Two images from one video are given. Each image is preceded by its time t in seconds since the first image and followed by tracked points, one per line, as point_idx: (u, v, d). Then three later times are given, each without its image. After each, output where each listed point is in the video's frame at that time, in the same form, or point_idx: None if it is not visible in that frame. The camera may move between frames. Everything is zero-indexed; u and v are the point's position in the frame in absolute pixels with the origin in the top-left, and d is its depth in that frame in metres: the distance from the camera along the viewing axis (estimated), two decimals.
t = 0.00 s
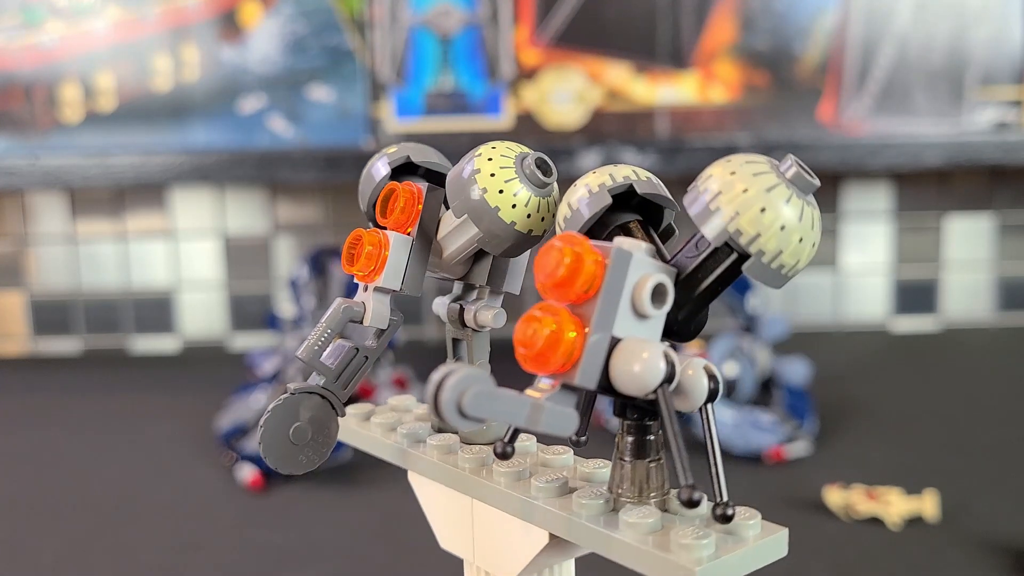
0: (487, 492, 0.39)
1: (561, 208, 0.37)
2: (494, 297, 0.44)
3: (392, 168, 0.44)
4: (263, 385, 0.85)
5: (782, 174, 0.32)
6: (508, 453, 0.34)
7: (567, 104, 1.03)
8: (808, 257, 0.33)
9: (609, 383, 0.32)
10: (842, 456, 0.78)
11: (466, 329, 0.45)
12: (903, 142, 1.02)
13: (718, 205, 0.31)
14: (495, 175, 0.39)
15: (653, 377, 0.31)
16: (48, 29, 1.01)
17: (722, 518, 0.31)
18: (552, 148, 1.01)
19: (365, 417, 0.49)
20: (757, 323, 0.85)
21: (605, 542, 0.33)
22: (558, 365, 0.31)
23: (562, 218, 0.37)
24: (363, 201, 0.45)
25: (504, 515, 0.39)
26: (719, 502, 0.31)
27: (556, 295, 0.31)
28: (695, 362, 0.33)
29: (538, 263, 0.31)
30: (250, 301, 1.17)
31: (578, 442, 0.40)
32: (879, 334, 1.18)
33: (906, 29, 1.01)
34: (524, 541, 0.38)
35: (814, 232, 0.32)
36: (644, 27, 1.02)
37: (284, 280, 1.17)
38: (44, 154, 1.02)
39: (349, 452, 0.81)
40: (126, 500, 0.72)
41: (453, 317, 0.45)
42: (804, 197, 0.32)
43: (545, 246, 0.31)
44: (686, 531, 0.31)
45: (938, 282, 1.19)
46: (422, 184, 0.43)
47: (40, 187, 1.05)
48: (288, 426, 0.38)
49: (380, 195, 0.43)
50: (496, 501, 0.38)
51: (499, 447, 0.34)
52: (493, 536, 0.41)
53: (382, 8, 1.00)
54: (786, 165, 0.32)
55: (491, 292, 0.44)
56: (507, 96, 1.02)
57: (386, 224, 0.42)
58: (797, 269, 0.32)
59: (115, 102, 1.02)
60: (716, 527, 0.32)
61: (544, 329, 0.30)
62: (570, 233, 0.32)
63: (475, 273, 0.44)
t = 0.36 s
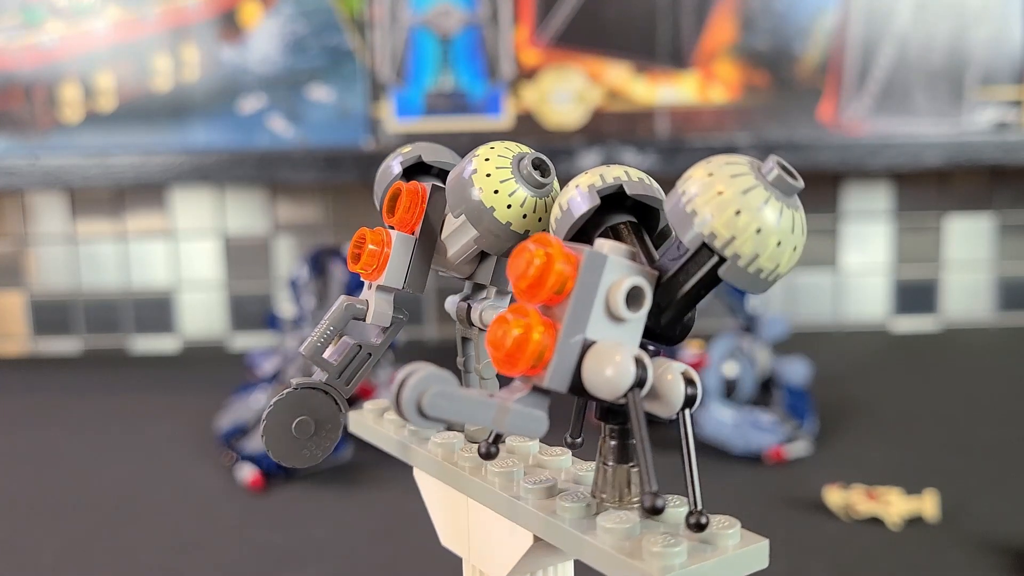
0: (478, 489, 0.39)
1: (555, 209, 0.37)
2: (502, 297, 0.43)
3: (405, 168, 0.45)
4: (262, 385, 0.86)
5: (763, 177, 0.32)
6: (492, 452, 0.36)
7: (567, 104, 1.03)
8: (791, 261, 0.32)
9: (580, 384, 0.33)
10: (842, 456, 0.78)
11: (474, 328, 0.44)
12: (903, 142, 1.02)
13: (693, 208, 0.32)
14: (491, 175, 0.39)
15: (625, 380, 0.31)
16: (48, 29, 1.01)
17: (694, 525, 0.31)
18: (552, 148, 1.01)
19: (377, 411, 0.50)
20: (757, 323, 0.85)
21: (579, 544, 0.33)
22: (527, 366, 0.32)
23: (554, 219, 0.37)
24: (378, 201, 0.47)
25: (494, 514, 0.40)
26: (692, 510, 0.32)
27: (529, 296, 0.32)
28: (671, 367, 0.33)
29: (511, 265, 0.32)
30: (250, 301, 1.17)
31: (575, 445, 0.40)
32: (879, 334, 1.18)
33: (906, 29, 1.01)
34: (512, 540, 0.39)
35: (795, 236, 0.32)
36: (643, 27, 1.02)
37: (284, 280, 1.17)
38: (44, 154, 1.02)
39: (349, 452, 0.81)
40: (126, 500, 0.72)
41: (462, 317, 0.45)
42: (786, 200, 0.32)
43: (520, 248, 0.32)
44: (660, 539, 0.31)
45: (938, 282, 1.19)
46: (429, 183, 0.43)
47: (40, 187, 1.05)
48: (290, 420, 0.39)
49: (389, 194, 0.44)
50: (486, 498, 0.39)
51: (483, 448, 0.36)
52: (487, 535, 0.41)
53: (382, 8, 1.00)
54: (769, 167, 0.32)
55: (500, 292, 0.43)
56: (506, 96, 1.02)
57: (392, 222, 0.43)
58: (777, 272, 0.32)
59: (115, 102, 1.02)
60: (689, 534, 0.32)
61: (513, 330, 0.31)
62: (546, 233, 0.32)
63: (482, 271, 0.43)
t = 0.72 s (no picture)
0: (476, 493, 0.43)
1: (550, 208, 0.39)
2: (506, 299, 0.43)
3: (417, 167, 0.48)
4: (260, 385, 0.85)
5: (747, 181, 0.32)
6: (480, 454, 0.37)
7: (568, 102, 1.02)
8: (775, 264, 0.32)
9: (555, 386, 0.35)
10: (844, 458, 0.78)
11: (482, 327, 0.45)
12: (907, 141, 1.01)
13: (675, 209, 0.32)
14: (491, 174, 0.40)
15: (599, 385, 0.33)
16: (45, 27, 1.00)
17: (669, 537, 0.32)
18: (553, 147, 1.01)
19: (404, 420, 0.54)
20: (761, 324, 0.84)
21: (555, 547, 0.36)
22: (499, 366, 0.34)
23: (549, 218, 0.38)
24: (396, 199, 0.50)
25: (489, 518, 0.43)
26: (669, 521, 0.33)
27: (503, 298, 0.34)
28: (653, 373, 0.35)
29: (489, 269, 0.34)
30: (248, 301, 1.17)
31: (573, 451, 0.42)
32: (882, 334, 1.17)
33: (910, 27, 1.00)
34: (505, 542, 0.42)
35: (778, 240, 0.32)
36: (646, 25, 1.01)
37: (282, 280, 1.17)
38: (40, 153, 1.02)
39: (349, 454, 0.80)
40: (126, 500, 0.72)
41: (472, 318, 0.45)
42: (770, 203, 0.32)
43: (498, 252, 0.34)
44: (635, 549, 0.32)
45: (942, 282, 1.17)
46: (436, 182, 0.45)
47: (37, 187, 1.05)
48: (295, 412, 0.39)
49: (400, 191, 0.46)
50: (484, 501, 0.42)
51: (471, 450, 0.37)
52: (483, 536, 0.44)
53: (382, 6, 0.99)
54: (754, 171, 0.32)
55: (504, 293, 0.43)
56: (506, 95, 1.01)
57: (398, 218, 0.45)
58: (760, 276, 0.32)
59: (112, 101, 1.01)
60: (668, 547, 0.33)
61: (485, 331, 0.34)
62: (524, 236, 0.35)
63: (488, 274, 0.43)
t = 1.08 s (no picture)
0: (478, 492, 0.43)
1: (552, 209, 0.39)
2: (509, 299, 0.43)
3: (436, 163, 0.48)
4: (260, 386, 0.85)
5: (736, 183, 0.32)
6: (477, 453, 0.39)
7: (568, 102, 1.02)
8: (763, 268, 0.32)
9: (542, 385, 0.35)
10: (843, 458, 0.78)
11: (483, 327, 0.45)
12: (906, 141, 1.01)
13: (662, 210, 0.33)
14: (497, 173, 0.41)
15: (584, 386, 0.33)
16: (44, 27, 1.00)
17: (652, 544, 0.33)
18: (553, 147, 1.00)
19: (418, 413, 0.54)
20: (761, 324, 0.84)
21: (543, 547, 0.36)
22: (482, 365, 0.34)
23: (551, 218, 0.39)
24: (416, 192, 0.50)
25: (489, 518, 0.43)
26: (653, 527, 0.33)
27: (490, 297, 0.34)
28: (642, 377, 0.35)
29: (475, 268, 0.35)
30: (247, 301, 1.17)
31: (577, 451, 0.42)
32: (882, 334, 1.17)
33: (910, 27, 1.00)
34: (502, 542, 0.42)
35: (767, 243, 0.32)
36: (645, 25, 1.01)
37: (281, 280, 1.17)
38: (40, 153, 1.02)
39: (349, 455, 0.80)
40: (125, 500, 0.72)
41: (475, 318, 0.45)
42: (758, 205, 0.32)
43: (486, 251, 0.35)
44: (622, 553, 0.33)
45: (941, 282, 1.18)
46: (449, 180, 0.46)
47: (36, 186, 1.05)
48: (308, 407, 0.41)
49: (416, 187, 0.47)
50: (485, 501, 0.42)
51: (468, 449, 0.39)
52: (483, 534, 0.45)
53: (382, 6, 0.99)
54: (743, 173, 0.32)
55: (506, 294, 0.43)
56: (506, 95, 1.01)
57: (411, 216, 0.46)
58: (747, 281, 0.32)
59: (112, 101, 1.01)
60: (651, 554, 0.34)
61: (470, 330, 0.34)
62: (513, 235, 0.35)
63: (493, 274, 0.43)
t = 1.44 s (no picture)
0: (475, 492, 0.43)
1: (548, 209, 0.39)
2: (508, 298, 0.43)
3: (433, 163, 0.49)
4: (260, 385, 0.85)
5: (731, 182, 0.32)
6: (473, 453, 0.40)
7: (568, 102, 1.02)
8: (759, 267, 0.32)
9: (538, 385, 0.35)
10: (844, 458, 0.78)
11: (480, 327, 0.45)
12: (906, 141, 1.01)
13: (657, 209, 0.33)
14: (493, 173, 0.41)
15: (580, 385, 0.33)
16: (44, 28, 1.00)
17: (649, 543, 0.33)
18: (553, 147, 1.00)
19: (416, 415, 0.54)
20: (760, 324, 0.84)
21: (541, 547, 0.36)
22: (479, 364, 0.35)
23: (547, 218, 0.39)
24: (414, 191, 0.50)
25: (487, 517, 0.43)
26: (649, 527, 0.33)
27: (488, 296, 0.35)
28: (639, 376, 0.35)
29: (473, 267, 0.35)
30: (247, 301, 1.17)
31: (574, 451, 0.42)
32: (883, 334, 1.17)
33: (910, 27, 1.00)
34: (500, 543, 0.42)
35: (762, 242, 0.32)
36: (645, 25, 1.01)
37: (281, 280, 1.17)
38: (40, 153, 1.02)
39: (349, 455, 0.80)
40: (126, 500, 0.72)
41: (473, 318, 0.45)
42: (753, 204, 0.32)
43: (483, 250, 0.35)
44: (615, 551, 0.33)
45: (941, 282, 1.17)
46: (447, 180, 0.45)
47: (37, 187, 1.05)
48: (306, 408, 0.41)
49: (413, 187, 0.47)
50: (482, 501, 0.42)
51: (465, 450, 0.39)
52: (481, 534, 0.45)
53: (382, 6, 0.99)
54: (738, 172, 0.32)
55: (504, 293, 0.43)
56: (506, 95, 1.01)
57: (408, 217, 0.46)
58: (743, 279, 0.32)
59: (112, 102, 1.02)
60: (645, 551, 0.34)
61: (466, 330, 0.35)
62: (509, 234, 0.35)
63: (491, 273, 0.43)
